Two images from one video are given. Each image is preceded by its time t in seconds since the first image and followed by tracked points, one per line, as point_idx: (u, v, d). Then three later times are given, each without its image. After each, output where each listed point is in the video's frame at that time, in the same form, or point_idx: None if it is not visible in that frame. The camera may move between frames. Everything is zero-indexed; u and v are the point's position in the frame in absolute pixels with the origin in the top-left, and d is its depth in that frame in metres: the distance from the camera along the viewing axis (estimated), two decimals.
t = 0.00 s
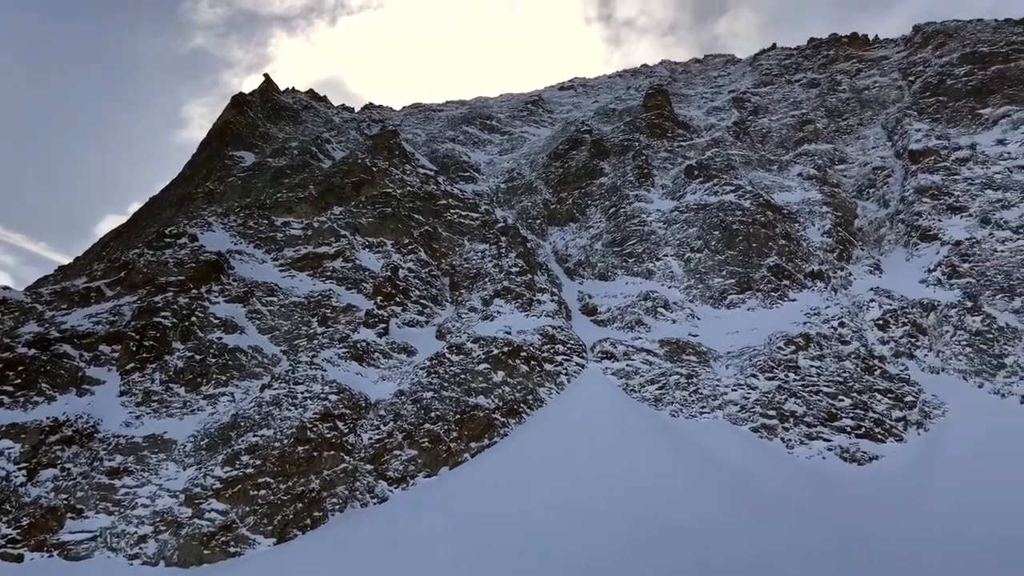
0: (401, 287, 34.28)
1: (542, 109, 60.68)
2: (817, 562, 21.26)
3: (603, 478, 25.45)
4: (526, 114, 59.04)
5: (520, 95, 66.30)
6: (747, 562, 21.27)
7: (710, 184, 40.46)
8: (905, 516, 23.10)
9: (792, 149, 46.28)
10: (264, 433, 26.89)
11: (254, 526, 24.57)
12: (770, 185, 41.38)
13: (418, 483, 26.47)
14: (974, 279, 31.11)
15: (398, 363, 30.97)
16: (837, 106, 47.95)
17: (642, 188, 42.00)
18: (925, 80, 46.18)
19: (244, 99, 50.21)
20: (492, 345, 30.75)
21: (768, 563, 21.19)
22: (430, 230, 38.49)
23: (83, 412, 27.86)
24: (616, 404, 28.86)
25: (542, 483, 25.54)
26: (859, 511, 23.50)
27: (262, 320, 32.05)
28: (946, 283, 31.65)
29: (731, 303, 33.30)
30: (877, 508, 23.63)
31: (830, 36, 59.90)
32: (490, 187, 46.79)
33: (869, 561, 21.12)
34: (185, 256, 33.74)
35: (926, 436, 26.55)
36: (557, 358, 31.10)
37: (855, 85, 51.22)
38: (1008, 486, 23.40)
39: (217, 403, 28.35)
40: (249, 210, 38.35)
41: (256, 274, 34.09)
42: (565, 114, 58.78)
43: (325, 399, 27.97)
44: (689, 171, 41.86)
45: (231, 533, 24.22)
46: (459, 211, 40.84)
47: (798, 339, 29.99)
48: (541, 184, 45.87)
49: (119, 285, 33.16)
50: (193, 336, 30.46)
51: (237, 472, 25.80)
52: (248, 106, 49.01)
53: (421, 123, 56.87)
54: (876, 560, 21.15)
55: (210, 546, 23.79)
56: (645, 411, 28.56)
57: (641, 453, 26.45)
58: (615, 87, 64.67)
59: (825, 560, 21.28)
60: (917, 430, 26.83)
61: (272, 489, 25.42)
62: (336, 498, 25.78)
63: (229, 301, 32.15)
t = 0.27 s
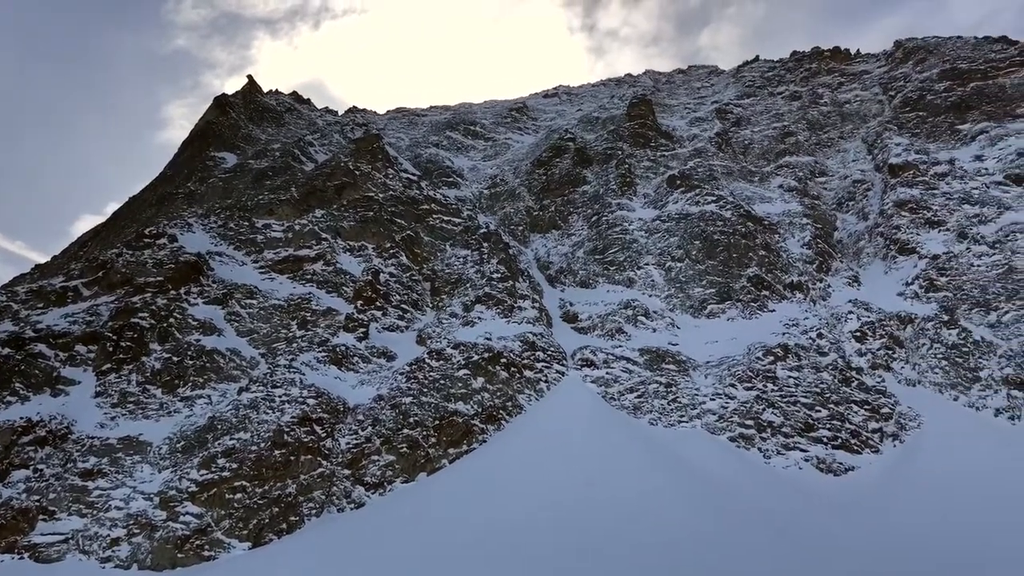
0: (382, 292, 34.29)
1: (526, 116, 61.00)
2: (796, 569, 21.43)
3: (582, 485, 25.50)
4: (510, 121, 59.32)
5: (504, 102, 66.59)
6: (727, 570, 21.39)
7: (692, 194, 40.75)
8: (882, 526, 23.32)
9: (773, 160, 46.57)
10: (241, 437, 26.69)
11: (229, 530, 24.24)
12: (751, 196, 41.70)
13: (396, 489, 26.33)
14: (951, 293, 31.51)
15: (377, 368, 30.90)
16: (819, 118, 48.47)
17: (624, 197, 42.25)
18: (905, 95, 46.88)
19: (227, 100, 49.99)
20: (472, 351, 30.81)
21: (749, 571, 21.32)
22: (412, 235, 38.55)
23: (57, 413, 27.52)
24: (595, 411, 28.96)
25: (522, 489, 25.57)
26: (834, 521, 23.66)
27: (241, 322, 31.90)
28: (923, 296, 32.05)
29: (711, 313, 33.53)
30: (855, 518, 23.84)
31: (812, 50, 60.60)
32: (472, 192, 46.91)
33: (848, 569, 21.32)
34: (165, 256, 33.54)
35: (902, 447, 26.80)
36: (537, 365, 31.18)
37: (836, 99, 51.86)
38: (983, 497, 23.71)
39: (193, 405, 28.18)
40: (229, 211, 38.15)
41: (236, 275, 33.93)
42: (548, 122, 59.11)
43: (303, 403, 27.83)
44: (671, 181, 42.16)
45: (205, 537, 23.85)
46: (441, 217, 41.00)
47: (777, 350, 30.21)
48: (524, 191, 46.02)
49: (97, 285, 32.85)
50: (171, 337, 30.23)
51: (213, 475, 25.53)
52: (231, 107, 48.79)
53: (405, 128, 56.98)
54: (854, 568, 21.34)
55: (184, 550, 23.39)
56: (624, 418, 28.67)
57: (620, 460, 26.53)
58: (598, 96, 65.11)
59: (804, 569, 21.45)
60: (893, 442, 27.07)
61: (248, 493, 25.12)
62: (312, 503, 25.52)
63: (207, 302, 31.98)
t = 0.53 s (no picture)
0: (362, 294, 34.24)
1: (509, 121, 61.15)
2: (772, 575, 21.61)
3: (560, 491, 25.55)
4: (493, 126, 59.44)
5: (488, 107, 66.70)
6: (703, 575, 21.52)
7: (673, 202, 40.97)
8: (857, 533, 23.54)
9: (754, 169, 46.90)
10: (218, 437, 26.39)
11: (204, 531, 24.03)
12: (732, 205, 41.96)
13: (373, 492, 26.26)
14: (927, 304, 31.90)
15: (356, 370, 30.83)
16: (799, 129, 48.93)
17: (606, 203, 42.41)
18: (885, 108, 47.45)
19: (208, 99, 49.65)
20: (452, 355, 30.82)
21: None
22: (394, 237, 38.53)
23: (31, 412, 27.15)
24: (575, 417, 29.05)
25: (501, 494, 25.59)
26: (810, 528, 23.83)
27: (220, 323, 31.71)
28: (900, 307, 32.41)
29: (690, 320, 33.73)
30: (831, 525, 24.04)
31: (793, 60, 61.23)
32: (455, 196, 46.96)
33: None
34: (144, 255, 33.29)
35: (878, 456, 27.06)
36: (517, 370, 31.24)
37: (818, 109, 52.37)
38: (956, 506, 24.02)
39: (170, 406, 27.96)
40: (210, 210, 37.90)
41: (215, 275, 33.73)
42: (532, 127, 59.28)
43: (281, 405, 27.66)
44: (653, 188, 42.37)
45: (180, 539, 23.62)
46: (423, 220, 41.02)
47: (755, 358, 30.43)
48: (506, 196, 46.10)
49: (74, 283, 32.52)
50: (148, 336, 29.99)
51: (188, 476, 25.19)
52: (213, 106, 48.49)
53: (388, 130, 56.94)
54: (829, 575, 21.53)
55: (158, 551, 23.15)
56: (603, 424, 28.77)
57: (599, 465, 26.62)
58: (582, 102, 65.36)
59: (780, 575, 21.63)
60: (868, 451, 27.32)
61: (224, 495, 24.89)
62: (288, 505, 25.39)
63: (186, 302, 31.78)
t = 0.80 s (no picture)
0: (341, 293, 34.15)
1: (492, 122, 61.19)
2: None
3: (537, 492, 25.59)
4: (476, 126, 59.47)
5: (470, 107, 66.69)
6: None
7: (653, 206, 41.19)
8: (831, 536, 23.80)
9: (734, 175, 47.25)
10: (193, 435, 26.19)
11: (178, 529, 23.86)
12: (712, 210, 42.22)
13: (349, 491, 26.19)
14: (903, 311, 32.36)
15: (334, 369, 30.76)
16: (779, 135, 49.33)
17: (587, 206, 42.57)
18: (864, 116, 48.03)
19: (189, 94, 49.23)
20: (431, 355, 30.83)
21: None
22: (374, 236, 38.47)
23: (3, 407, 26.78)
24: (553, 418, 29.13)
25: (478, 494, 25.63)
26: (784, 532, 24.02)
27: (197, 319, 31.51)
28: (876, 313, 32.81)
29: (669, 324, 33.94)
30: (806, 528, 24.28)
31: (774, 67, 61.71)
32: (436, 196, 46.95)
33: None
34: (121, 250, 32.99)
35: (852, 461, 27.37)
36: (496, 371, 31.31)
37: (798, 116, 52.85)
38: (927, 510, 24.37)
39: (145, 402, 27.73)
40: (189, 206, 37.62)
41: (193, 271, 33.50)
42: (514, 128, 59.38)
43: (257, 403, 27.51)
44: (634, 192, 42.57)
45: (154, 537, 23.44)
46: (403, 219, 40.96)
47: (732, 362, 30.67)
48: (488, 197, 46.14)
49: (49, 277, 32.13)
50: (124, 332, 29.74)
51: (163, 473, 24.99)
52: (194, 101, 48.10)
53: (369, 129, 56.79)
54: None
55: (130, 549, 22.95)
56: (581, 426, 28.87)
57: (576, 467, 26.72)
58: (564, 104, 65.53)
59: None
60: (843, 456, 27.60)
61: (198, 493, 24.73)
62: (264, 503, 25.30)
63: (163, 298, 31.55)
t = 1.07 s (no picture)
0: (319, 289, 34.02)
1: (473, 120, 61.16)
2: None
3: (513, 491, 25.64)
4: (457, 124, 59.42)
5: (451, 105, 66.57)
6: None
7: (633, 207, 41.37)
8: (803, 537, 24.08)
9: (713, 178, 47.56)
10: (167, 430, 25.99)
11: (150, 524, 23.67)
12: (690, 212, 42.43)
13: (324, 488, 26.11)
14: (877, 316, 32.80)
15: (311, 366, 30.67)
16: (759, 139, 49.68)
17: (567, 206, 42.67)
18: (843, 121, 48.55)
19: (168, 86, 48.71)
20: (408, 353, 30.81)
21: None
22: (353, 233, 38.36)
23: None
24: (530, 418, 29.19)
25: (455, 492, 25.65)
26: (758, 532, 24.24)
27: (173, 313, 31.28)
28: (850, 317, 33.19)
29: (646, 324, 34.14)
30: (779, 529, 24.53)
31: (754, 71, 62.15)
32: (416, 193, 46.88)
33: None
34: (96, 242, 32.63)
35: (825, 463, 27.67)
36: (474, 369, 31.35)
37: (777, 121, 53.28)
38: (898, 512, 24.73)
39: (119, 396, 27.48)
40: (166, 199, 37.30)
41: (170, 265, 33.24)
42: (495, 127, 59.38)
43: (233, 398, 27.34)
44: (614, 193, 42.72)
45: (125, 532, 23.23)
46: (383, 216, 40.86)
47: (708, 363, 30.90)
48: (468, 195, 46.13)
49: (22, 268, 31.68)
50: (98, 325, 29.46)
51: (136, 468, 24.77)
52: (172, 93, 47.62)
53: (349, 125, 56.55)
54: None
55: (101, 544, 22.73)
56: (558, 425, 28.97)
57: (553, 466, 26.81)
58: (546, 104, 65.60)
59: None
60: (816, 458, 27.90)
61: (172, 488, 24.55)
62: (237, 499, 25.17)
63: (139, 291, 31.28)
